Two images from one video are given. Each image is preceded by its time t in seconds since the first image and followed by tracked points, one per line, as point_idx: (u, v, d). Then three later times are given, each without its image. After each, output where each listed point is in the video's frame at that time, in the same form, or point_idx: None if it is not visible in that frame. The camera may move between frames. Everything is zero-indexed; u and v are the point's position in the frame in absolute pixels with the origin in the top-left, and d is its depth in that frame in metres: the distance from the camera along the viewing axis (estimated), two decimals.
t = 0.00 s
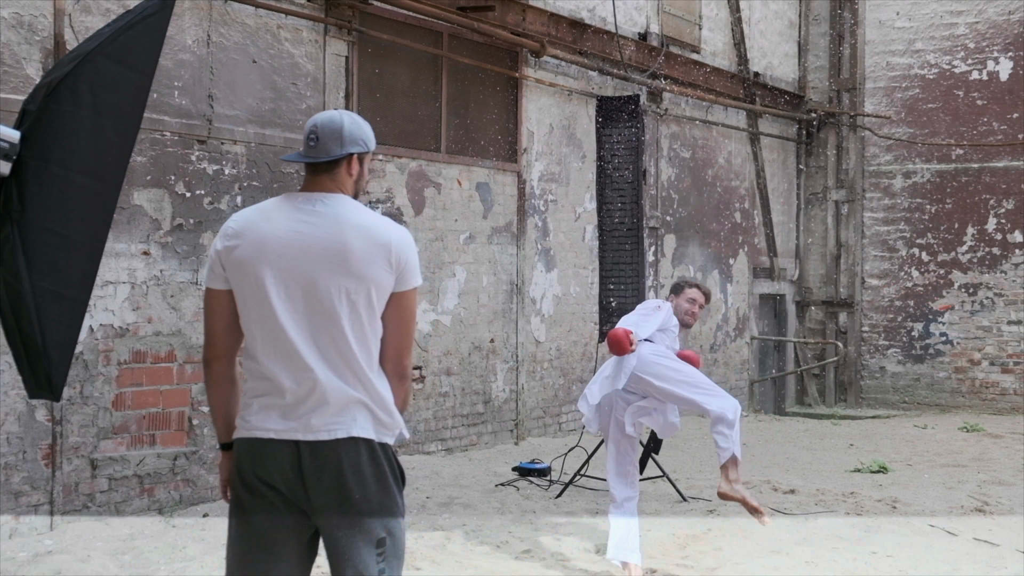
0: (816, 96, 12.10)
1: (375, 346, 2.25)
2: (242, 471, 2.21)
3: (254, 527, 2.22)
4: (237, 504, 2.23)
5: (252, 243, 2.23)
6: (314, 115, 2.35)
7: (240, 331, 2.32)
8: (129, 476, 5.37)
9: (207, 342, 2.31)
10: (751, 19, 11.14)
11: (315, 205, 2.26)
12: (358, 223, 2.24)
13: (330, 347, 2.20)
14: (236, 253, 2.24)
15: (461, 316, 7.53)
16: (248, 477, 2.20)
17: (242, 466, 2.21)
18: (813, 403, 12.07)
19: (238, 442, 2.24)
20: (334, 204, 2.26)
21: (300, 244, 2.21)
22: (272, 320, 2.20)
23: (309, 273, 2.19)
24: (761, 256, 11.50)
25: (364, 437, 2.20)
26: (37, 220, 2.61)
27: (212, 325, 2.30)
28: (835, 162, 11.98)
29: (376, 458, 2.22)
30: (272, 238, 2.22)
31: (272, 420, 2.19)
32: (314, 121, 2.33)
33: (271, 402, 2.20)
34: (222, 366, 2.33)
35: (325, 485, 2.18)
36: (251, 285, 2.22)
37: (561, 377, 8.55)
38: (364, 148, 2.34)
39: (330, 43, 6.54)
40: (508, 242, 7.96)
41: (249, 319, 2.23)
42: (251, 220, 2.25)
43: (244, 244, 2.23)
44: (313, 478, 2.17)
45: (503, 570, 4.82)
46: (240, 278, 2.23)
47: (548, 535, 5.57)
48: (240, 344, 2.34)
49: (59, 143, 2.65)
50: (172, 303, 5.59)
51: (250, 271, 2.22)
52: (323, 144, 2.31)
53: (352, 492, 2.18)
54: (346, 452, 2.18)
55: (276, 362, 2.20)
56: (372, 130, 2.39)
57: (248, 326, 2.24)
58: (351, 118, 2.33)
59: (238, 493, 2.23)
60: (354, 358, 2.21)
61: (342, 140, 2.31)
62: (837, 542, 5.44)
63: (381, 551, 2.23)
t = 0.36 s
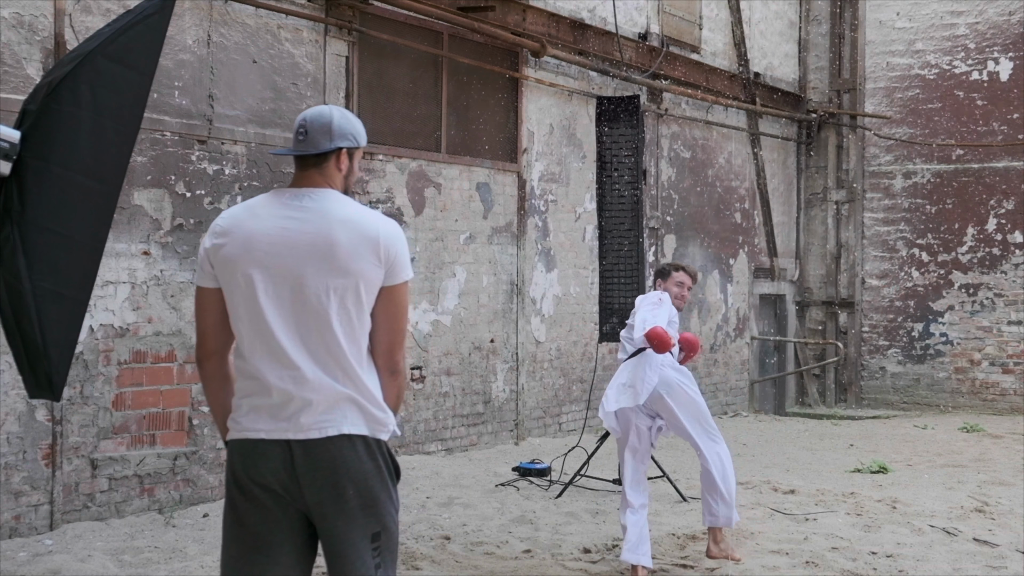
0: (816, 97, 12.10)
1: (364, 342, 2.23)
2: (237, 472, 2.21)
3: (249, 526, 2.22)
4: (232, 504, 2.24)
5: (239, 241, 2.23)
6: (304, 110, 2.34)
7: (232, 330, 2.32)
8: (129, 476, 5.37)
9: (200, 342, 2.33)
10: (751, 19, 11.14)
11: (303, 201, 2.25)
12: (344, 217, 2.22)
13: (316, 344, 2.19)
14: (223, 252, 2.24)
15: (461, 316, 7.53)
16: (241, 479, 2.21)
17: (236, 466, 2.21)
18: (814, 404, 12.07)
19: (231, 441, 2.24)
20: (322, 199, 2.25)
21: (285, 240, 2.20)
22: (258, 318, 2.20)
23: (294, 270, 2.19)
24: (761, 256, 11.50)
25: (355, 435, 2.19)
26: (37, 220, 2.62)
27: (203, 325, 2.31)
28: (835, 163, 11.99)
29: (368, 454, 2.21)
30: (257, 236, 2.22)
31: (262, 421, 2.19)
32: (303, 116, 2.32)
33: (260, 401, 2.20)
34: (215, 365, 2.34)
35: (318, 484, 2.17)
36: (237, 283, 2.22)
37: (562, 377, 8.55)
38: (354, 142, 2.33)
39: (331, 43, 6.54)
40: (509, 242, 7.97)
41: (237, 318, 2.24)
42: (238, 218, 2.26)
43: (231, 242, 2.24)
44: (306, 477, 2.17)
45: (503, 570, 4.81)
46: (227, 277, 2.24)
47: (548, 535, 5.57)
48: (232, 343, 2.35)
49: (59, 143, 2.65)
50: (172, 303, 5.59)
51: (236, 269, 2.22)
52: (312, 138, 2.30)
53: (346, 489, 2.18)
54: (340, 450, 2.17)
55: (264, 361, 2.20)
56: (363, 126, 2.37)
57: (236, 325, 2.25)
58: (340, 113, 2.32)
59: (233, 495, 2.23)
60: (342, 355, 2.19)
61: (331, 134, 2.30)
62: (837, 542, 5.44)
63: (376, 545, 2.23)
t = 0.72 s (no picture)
0: (816, 97, 12.10)
1: (356, 341, 2.23)
2: (232, 472, 2.22)
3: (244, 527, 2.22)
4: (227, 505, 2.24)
5: (229, 240, 2.23)
6: (295, 107, 2.33)
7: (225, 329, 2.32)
8: (129, 476, 5.37)
9: (194, 342, 2.32)
10: (751, 19, 11.14)
11: (293, 200, 2.24)
12: (335, 215, 2.22)
13: (308, 344, 2.19)
14: (214, 251, 2.24)
15: (461, 316, 7.53)
16: (237, 478, 2.21)
17: (231, 468, 2.22)
18: (813, 404, 12.07)
19: (227, 444, 2.24)
20: (313, 197, 2.24)
21: (276, 240, 2.20)
22: (250, 318, 2.20)
23: (285, 269, 2.19)
24: (761, 256, 11.51)
25: (349, 435, 2.19)
26: (37, 220, 2.62)
27: (196, 325, 2.30)
28: (835, 163, 11.99)
29: (363, 454, 2.21)
30: (248, 235, 2.21)
31: (256, 422, 2.19)
32: (295, 113, 2.31)
33: (254, 403, 2.20)
34: (209, 365, 2.33)
35: (312, 484, 2.17)
36: (228, 282, 2.22)
37: (562, 377, 8.55)
38: (345, 138, 2.31)
39: (331, 43, 6.54)
40: (509, 242, 7.97)
41: (228, 319, 2.23)
42: (228, 217, 2.25)
43: (221, 242, 2.24)
44: (301, 477, 2.17)
45: (503, 570, 4.81)
46: (218, 276, 2.24)
47: (548, 535, 5.57)
48: (226, 343, 2.34)
49: (59, 143, 2.65)
50: (172, 303, 5.59)
51: (226, 269, 2.22)
52: (302, 135, 2.29)
53: (340, 490, 2.18)
54: (333, 450, 2.17)
55: (257, 362, 2.20)
56: (356, 122, 2.36)
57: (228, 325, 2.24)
58: (331, 109, 2.31)
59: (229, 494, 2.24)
60: (335, 355, 2.19)
61: (322, 131, 2.28)
62: (837, 542, 5.44)
63: (372, 546, 2.23)
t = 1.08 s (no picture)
0: (816, 97, 12.10)
1: (352, 344, 2.22)
2: (227, 473, 2.22)
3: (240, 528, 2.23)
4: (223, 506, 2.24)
5: (223, 242, 2.22)
6: (289, 106, 2.33)
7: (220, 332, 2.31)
8: (129, 476, 5.37)
9: (189, 344, 2.32)
10: (751, 19, 11.14)
11: (287, 200, 2.24)
12: (329, 216, 2.21)
13: (302, 346, 2.19)
14: (208, 254, 2.24)
15: (461, 316, 7.53)
16: (233, 479, 2.21)
17: (227, 470, 2.22)
18: (813, 404, 12.07)
19: (222, 446, 2.24)
20: (306, 197, 2.24)
21: (270, 241, 2.20)
22: (245, 321, 2.20)
23: (280, 271, 2.18)
24: (761, 256, 11.51)
25: (343, 437, 2.18)
26: (37, 220, 2.62)
27: (191, 328, 2.30)
28: (835, 163, 11.98)
29: (357, 456, 2.20)
30: (243, 238, 2.21)
31: (250, 425, 2.19)
32: (288, 111, 2.32)
33: (248, 406, 2.20)
34: (205, 368, 2.33)
35: (307, 487, 2.17)
36: (222, 284, 2.22)
37: (562, 377, 8.55)
38: (339, 136, 2.31)
39: (331, 43, 6.54)
40: (509, 242, 7.97)
41: (223, 321, 2.23)
42: (222, 219, 2.25)
43: (215, 244, 2.23)
44: (295, 480, 2.17)
45: (503, 570, 4.81)
46: (212, 279, 2.23)
47: (548, 535, 5.57)
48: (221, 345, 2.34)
49: (59, 143, 2.65)
50: (172, 303, 5.59)
51: (221, 271, 2.22)
52: (296, 133, 2.29)
53: (334, 494, 2.17)
54: (328, 453, 2.16)
55: (252, 365, 2.20)
56: (351, 121, 2.36)
57: (223, 328, 2.24)
58: (325, 108, 2.30)
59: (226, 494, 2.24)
60: (330, 356, 2.19)
61: (315, 129, 2.28)
62: (837, 542, 5.44)
63: (367, 547, 2.22)
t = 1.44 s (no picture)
0: (815, 97, 12.10)
1: (348, 346, 2.22)
2: (223, 473, 2.23)
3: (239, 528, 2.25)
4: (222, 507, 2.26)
5: (220, 242, 2.22)
6: (287, 105, 2.33)
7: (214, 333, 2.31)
8: (129, 476, 5.37)
9: (183, 345, 2.31)
10: (751, 19, 11.15)
11: (284, 201, 2.23)
12: (326, 217, 2.21)
13: (298, 347, 2.19)
14: (203, 254, 2.23)
15: (461, 316, 7.53)
16: (228, 479, 2.22)
17: (222, 472, 2.23)
18: (813, 403, 12.07)
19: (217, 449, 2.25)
20: (303, 197, 2.24)
21: (267, 242, 2.20)
22: (240, 322, 2.20)
23: (276, 272, 2.18)
24: (761, 256, 11.51)
25: (336, 441, 2.18)
26: (37, 221, 2.62)
27: (185, 330, 2.29)
28: (834, 163, 11.98)
29: (351, 461, 2.20)
30: (239, 238, 2.21)
31: (244, 427, 2.19)
32: (286, 111, 2.31)
33: (243, 409, 2.20)
34: (199, 369, 2.33)
35: (300, 489, 2.17)
36: (218, 285, 2.21)
37: (561, 377, 8.55)
38: (335, 135, 2.30)
39: (330, 43, 6.55)
40: (508, 242, 7.97)
41: (218, 322, 2.23)
42: (219, 219, 2.24)
43: (210, 244, 2.23)
44: (288, 482, 2.17)
45: (503, 570, 4.81)
46: (207, 279, 2.23)
47: (548, 534, 5.57)
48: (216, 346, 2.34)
49: (59, 144, 2.65)
50: (172, 303, 5.60)
51: (216, 272, 2.21)
52: (293, 132, 2.29)
53: (327, 496, 2.17)
54: (322, 456, 2.16)
55: (247, 367, 2.20)
56: (349, 119, 2.35)
57: (218, 328, 2.24)
58: (323, 107, 2.30)
59: (223, 493, 2.26)
60: (326, 360, 2.19)
61: (312, 128, 2.28)
62: (837, 541, 5.45)
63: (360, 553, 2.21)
